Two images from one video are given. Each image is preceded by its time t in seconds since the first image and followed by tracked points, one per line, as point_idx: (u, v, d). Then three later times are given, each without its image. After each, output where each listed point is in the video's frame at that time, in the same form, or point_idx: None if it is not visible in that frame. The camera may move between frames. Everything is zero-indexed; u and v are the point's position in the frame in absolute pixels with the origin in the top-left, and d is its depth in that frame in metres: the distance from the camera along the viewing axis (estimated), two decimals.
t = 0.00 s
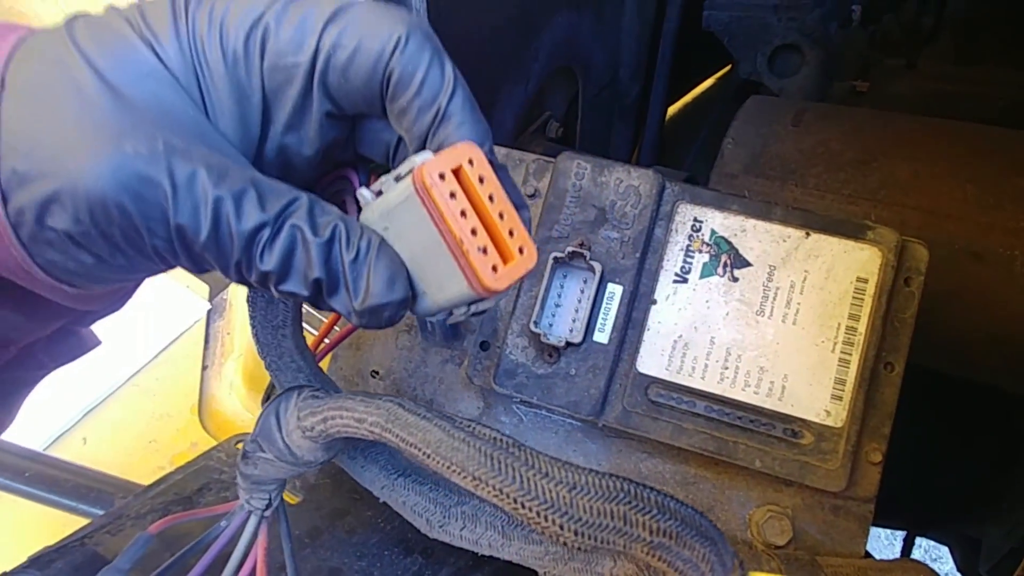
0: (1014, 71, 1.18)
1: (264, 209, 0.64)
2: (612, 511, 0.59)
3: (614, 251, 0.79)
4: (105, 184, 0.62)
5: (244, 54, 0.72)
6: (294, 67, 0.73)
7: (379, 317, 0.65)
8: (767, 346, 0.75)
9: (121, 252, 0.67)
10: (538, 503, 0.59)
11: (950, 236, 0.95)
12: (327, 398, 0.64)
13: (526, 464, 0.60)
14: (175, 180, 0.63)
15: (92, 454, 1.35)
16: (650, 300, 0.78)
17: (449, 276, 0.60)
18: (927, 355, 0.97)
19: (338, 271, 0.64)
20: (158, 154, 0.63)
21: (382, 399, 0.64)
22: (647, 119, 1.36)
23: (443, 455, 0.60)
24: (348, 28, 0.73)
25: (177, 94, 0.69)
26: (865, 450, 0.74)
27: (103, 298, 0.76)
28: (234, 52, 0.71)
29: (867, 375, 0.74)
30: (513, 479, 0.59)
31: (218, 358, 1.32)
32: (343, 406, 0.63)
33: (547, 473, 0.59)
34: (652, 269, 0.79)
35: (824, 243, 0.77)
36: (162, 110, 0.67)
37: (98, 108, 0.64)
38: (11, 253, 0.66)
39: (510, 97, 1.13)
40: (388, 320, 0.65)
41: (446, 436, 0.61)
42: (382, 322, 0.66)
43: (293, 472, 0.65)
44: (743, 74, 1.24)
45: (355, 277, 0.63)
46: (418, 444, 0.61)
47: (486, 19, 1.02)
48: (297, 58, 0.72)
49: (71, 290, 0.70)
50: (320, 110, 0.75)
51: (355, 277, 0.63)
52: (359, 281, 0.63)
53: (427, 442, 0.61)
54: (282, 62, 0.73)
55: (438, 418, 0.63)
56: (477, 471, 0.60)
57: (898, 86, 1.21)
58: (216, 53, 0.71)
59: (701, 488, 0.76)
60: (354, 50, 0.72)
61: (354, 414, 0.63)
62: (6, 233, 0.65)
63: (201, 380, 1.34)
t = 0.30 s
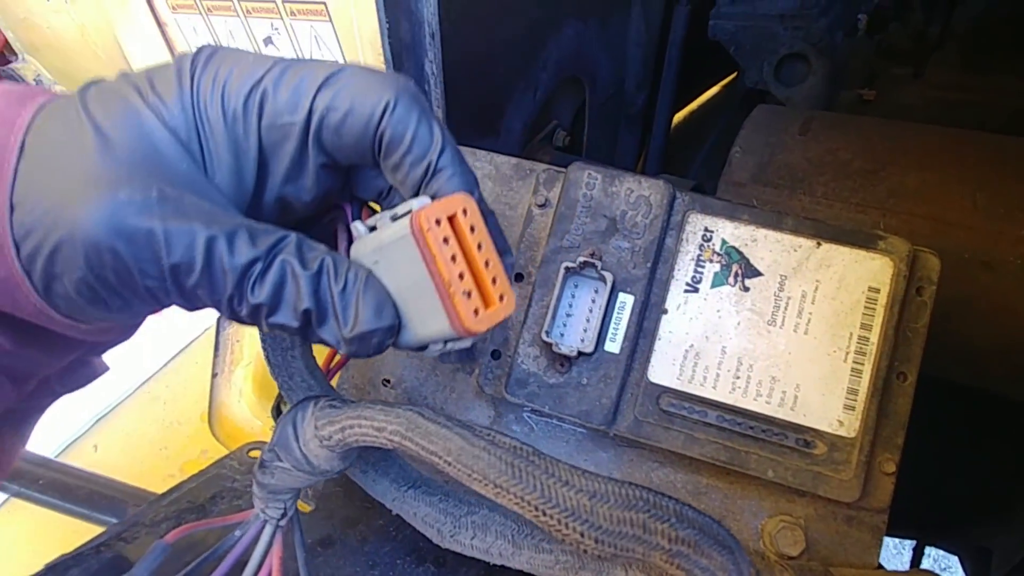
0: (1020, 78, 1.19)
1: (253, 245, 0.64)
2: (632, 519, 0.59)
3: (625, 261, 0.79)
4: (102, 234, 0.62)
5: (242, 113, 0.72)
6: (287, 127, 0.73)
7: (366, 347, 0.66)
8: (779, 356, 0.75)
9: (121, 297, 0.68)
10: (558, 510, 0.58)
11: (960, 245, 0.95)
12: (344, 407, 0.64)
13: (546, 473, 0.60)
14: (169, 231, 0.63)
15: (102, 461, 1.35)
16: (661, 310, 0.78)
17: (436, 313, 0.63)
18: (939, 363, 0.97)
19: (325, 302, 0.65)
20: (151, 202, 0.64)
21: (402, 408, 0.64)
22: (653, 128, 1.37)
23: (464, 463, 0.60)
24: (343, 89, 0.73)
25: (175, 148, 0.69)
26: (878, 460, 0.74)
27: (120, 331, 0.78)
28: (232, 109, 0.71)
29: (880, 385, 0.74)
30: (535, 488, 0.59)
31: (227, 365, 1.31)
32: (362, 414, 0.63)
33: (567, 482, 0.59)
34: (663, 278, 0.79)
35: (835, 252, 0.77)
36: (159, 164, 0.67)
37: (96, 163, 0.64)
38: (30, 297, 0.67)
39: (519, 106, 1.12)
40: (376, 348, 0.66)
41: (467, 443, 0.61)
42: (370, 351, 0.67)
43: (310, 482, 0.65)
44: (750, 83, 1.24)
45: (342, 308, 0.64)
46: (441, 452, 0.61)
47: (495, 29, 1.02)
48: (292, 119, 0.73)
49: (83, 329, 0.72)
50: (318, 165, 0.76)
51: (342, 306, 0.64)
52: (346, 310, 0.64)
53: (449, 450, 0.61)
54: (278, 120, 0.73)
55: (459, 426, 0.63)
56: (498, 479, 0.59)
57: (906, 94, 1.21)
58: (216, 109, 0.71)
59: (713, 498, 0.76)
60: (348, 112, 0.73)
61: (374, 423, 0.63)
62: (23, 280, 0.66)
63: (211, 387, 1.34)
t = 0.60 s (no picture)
0: None
1: (283, 275, 0.67)
2: (669, 515, 0.63)
3: (645, 270, 0.81)
4: (146, 260, 0.65)
5: (278, 151, 0.75)
6: (316, 166, 0.76)
7: (378, 375, 0.69)
8: (795, 362, 0.77)
9: (156, 319, 0.70)
10: (601, 506, 0.62)
11: (970, 253, 0.97)
12: (384, 413, 0.66)
13: (588, 471, 0.63)
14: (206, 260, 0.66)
15: (123, 464, 1.37)
16: (679, 318, 0.80)
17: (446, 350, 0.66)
18: (949, 369, 0.98)
19: (343, 332, 0.68)
20: (191, 231, 0.66)
21: (443, 411, 0.66)
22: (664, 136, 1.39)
23: (512, 462, 0.63)
24: (371, 133, 0.75)
25: (214, 181, 0.72)
26: (893, 464, 0.76)
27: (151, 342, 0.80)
28: (268, 147, 0.75)
29: (894, 392, 0.76)
30: (579, 485, 0.62)
31: (246, 369, 1.34)
32: (403, 418, 0.65)
33: (607, 480, 0.63)
34: (681, 287, 0.81)
35: (850, 262, 0.79)
36: (199, 196, 0.70)
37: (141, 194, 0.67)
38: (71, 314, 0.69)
39: (535, 117, 1.14)
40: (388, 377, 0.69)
41: (513, 443, 0.64)
42: (383, 378, 0.70)
43: (346, 484, 0.68)
44: (758, 92, 1.27)
45: (359, 339, 0.67)
46: (488, 451, 0.63)
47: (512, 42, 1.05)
48: (322, 159, 0.75)
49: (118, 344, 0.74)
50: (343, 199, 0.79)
51: (359, 337, 0.67)
52: (362, 343, 0.67)
53: (495, 450, 0.63)
54: (309, 160, 0.75)
55: (502, 428, 0.66)
56: (544, 477, 0.62)
57: (913, 105, 1.24)
58: (254, 146, 0.74)
59: (732, 502, 0.78)
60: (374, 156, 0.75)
61: (416, 427, 0.65)
62: (67, 298, 0.68)
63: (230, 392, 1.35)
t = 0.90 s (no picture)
0: None
1: (298, 280, 0.69)
2: (675, 511, 0.61)
3: (650, 272, 0.82)
4: (169, 262, 0.67)
5: (290, 153, 0.76)
6: (326, 168, 0.76)
7: (387, 376, 0.70)
8: (799, 364, 0.78)
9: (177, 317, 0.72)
10: (608, 501, 0.61)
11: (976, 257, 0.97)
12: (396, 410, 0.68)
13: (595, 465, 0.62)
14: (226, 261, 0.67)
15: (133, 462, 1.39)
16: (684, 319, 0.81)
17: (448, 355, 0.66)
18: (954, 372, 0.99)
19: (354, 334, 0.69)
20: (215, 237, 0.68)
21: (454, 409, 0.67)
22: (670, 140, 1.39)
23: (519, 456, 0.63)
24: (379, 136, 0.76)
25: (230, 183, 0.74)
26: (897, 466, 0.76)
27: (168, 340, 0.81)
28: (280, 149, 0.76)
29: (899, 394, 0.76)
30: (586, 479, 0.61)
31: (254, 369, 1.36)
32: (415, 415, 0.67)
33: (615, 475, 0.62)
34: (687, 288, 0.82)
35: (855, 264, 0.80)
36: (218, 198, 0.72)
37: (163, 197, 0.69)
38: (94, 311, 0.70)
39: (541, 120, 1.15)
40: (398, 378, 0.70)
41: (520, 438, 0.64)
42: (392, 380, 0.71)
43: (355, 480, 0.69)
44: (764, 96, 1.27)
45: (369, 340, 0.68)
46: (496, 447, 0.64)
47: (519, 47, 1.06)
48: (330, 161, 0.76)
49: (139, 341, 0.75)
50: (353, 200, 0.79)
51: (370, 338, 0.68)
52: (373, 344, 0.68)
53: (502, 445, 0.64)
54: (320, 162, 0.76)
55: (511, 424, 0.66)
56: (551, 471, 0.62)
57: (919, 109, 1.24)
58: (268, 148, 0.76)
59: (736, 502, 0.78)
60: (380, 159, 0.75)
61: (427, 423, 0.66)
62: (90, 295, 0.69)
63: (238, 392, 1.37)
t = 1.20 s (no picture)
0: None
1: (304, 262, 0.69)
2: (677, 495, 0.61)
3: (652, 266, 0.82)
4: (179, 246, 0.67)
5: (293, 137, 0.77)
6: (329, 152, 0.77)
7: (394, 355, 0.71)
8: (800, 359, 0.78)
9: (188, 302, 0.72)
10: (611, 486, 0.61)
11: (977, 254, 0.97)
12: (398, 399, 0.68)
13: (599, 451, 0.63)
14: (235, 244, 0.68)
15: (137, 457, 1.39)
16: (686, 314, 0.81)
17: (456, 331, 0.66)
18: (956, 369, 0.99)
19: (360, 313, 0.70)
20: (223, 219, 0.68)
21: (456, 396, 0.67)
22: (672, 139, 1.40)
23: (522, 441, 0.63)
24: (379, 119, 0.76)
25: (236, 170, 0.74)
26: (899, 460, 0.76)
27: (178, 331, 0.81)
28: (284, 134, 0.76)
29: (900, 388, 0.77)
30: (589, 464, 0.62)
31: (257, 366, 1.36)
32: (417, 403, 0.67)
33: (618, 461, 0.62)
34: (688, 283, 0.82)
35: (857, 259, 0.80)
36: (224, 183, 0.72)
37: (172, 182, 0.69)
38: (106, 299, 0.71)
39: (544, 119, 1.15)
40: (405, 357, 0.71)
41: (523, 424, 0.65)
42: (400, 360, 0.71)
43: (359, 469, 0.70)
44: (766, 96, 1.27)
45: (376, 318, 0.69)
46: (500, 432, 0.64)
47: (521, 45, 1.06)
48: (332, 144, 0.76)
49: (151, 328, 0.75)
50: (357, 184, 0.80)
51: (376, 317, 0.69)
52: (380, 321, 0.69)
53: (505, 431, 0.64)
54: (322, 146, 0.77)
55: (514, 411, 0.66)
56: (554, 456, 0.62)
57: (920, 107, 1.24)
58: (271, 135, 0.76)
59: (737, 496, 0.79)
60: (380, 140, 0.76)
61: (429, 411, 0.66)
62: (102, 282, 0.70)
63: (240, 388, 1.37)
